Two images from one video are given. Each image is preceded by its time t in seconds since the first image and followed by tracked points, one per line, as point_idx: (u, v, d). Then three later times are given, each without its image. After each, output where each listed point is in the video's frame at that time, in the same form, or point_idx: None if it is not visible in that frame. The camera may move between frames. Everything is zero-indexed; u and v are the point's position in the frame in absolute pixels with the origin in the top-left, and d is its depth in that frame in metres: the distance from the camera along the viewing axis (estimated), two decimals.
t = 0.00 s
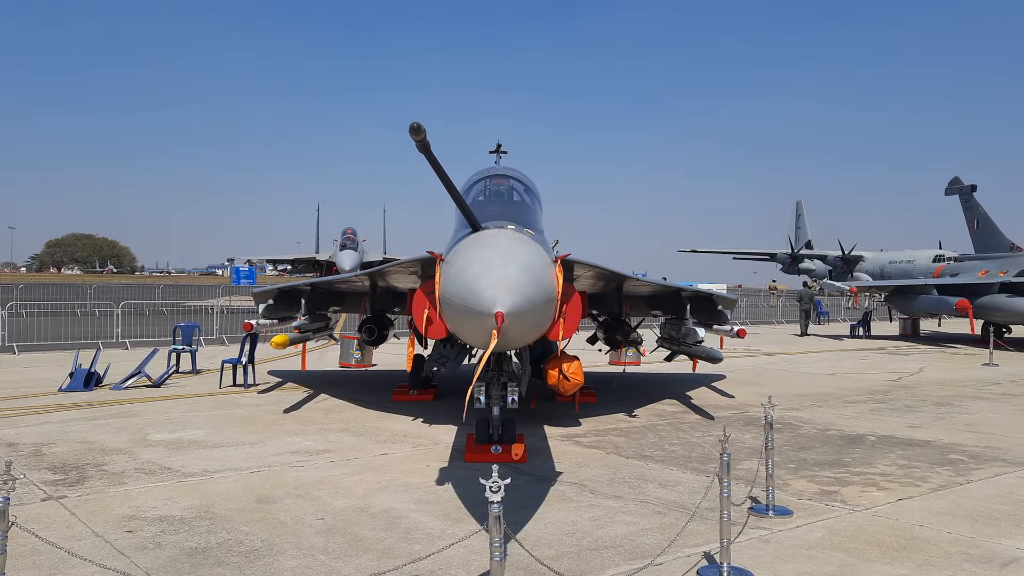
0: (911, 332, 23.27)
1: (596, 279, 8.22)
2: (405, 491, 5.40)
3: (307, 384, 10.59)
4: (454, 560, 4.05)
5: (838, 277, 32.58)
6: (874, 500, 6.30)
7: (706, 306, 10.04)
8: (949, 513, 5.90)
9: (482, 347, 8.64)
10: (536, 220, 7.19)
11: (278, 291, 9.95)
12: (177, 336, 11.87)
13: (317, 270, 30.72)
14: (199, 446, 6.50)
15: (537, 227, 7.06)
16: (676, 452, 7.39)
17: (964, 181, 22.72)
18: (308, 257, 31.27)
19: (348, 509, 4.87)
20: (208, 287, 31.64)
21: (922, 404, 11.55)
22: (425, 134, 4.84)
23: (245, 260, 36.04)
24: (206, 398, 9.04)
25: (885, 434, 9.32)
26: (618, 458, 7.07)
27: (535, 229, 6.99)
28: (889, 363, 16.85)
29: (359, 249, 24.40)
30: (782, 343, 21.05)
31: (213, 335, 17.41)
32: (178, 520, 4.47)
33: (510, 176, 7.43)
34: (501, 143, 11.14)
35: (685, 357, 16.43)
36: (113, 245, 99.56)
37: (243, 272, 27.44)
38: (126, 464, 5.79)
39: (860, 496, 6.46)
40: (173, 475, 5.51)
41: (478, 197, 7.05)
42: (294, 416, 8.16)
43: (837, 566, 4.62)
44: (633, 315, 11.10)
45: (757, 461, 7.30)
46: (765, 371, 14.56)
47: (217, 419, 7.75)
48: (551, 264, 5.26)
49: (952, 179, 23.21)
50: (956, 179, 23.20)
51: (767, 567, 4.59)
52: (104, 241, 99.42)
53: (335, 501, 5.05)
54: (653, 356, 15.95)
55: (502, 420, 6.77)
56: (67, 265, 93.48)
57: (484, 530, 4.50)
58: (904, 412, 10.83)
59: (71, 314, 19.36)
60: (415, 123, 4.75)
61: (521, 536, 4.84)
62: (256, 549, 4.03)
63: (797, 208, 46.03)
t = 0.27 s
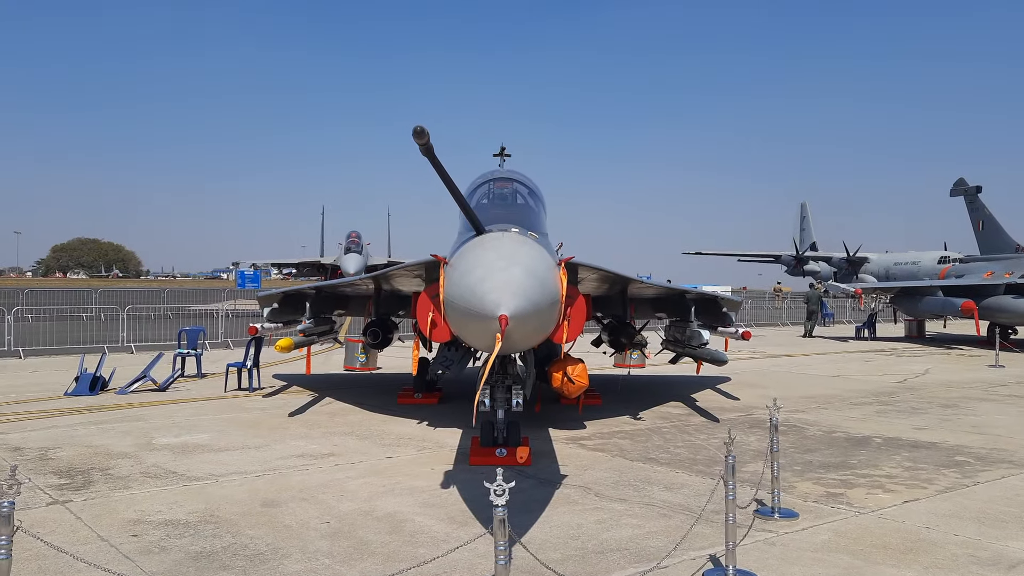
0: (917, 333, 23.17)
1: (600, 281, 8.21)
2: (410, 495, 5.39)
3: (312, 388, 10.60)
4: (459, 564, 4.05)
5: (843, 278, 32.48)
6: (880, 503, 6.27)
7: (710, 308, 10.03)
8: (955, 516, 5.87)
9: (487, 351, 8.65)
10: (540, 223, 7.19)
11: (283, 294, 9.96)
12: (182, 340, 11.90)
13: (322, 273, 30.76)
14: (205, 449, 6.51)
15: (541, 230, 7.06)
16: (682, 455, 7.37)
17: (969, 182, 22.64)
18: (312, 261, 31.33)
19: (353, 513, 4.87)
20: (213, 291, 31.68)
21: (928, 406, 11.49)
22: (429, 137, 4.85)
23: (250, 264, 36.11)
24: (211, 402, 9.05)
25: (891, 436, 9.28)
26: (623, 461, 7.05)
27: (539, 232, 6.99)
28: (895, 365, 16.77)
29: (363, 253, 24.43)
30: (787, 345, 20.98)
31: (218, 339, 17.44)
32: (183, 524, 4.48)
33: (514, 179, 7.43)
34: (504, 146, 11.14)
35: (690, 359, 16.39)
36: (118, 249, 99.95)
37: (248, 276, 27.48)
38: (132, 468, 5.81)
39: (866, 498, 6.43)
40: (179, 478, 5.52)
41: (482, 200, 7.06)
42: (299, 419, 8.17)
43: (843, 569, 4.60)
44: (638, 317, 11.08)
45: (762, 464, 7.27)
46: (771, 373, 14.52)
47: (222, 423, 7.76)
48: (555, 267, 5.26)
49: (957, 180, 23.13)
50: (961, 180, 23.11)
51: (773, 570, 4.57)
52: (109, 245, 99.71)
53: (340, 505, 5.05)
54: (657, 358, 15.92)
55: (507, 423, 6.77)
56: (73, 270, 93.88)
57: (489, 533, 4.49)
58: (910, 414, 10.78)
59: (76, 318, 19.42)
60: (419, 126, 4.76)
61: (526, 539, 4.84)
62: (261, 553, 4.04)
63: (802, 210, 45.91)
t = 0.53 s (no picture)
0: (920, 336, 23.11)
1: (603, 285, 8.20)
2: (413, 500, 5.38)
3: (314, 393, 10.59)
4: (463, 569, 4.03)
5: (846, 282, 32.41)
6: (884, 506, 6.24)
7: (714, 312, 10.00)
8: (960, 519, 5.84)
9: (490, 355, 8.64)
10: (543, 227, 7.19)
11: (286, 299, 9.96)
12: (185, 346, 11.90)
13: (324, 278, 30.81)
14: (208, 455, 6.50)
15: (543, 234, 7.05)
16: (685, 459, 7.34)
17: (972, 185, 22.61)
18: (315, 265, 31.36)
19: (356, 518, 4.86)
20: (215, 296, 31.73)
21: (933, 409, 11.44)
22: (431, 141, 4.85)
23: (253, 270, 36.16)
24: (213, 407, 9.05)
25: (895, 439, 9.25)
26: (627, 465, 7.03)
27: (542, 236, 6.98)
28: (898, 368, 16.72)
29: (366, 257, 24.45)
30: (791, 348, 20.93)
31: (221, 344, 17.44)
32: (186, 529, 4.47)
33: (517, 184, 7.43)
34: (507, 151, 11.14)
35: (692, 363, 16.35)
36: (121, 255, 100.19)
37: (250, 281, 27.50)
38: (134, 473, 5.80)
39: (871, 502, 6.40)
40: (181, 484, 5.51)
41: (484, 204, 7.06)
42: (301, 424, 8.16)
43: (847, 573, 4.57)
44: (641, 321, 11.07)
45: (766, 468, 7.25)
46: (774, 377, 14.49)
47: (225, 428, 7.76)
48: (558, 271, 5.26)
49: (960, 183, 23.09)
50: (964, 183, 23.07)
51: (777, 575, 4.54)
52: (112, 251, 99.92)
53: (343, 510, 5.04)
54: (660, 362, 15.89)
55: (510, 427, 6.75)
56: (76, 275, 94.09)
57: (492, 538, 4.48)
58: (914, 417, 10.73)
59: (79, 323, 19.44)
60: (421, 130, 4.76)
61: (530, 544, 4.82)
62: (263, 559, 4.02)
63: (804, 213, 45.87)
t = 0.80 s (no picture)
0: (922, 341, 23.08)
1: (604, 290, 8.20)
2: (413, 504, 5.37)
3: (315, 397, 10.59)
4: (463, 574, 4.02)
5: (847, 286, 32.40)
6: (886, 511, 6.23)
7: (715, 316, 10.00)
8: (961, 524, 5.82)
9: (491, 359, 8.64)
10: (543, 231, 7.19)
11: (286, 304, 9.97)
12: (186, 351, 11.90)
13: (325, 282, 30.83)
14: (208, 460, 6.50)
15: (544, 239, 7.06)
16: (686, 464, 7.33)
17: (973, 190, 22.62)
18: (316, 270, 31.37)
19: (357, 523, 4.86)
20: (216, 301, 31.76)
21: (934, 414, 11.42)
22: (431, 146, 4.86)
23: (254, 274, 36.22)
24: (214, 412, 9.05)
25: (896, 443, 9.23)
26: (628, 470, 7.02)
27: (543, 241, 6.99)
28: (900, 372, 16.69)
29: (367, 262, 24.46)
30: (792, 353, 20.90)
31: (222, 349, 17.45)
32: (186, 534, 4.47)
33: (517, 189, 7.44)
34: (508, 155, 11.16)
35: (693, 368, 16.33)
36: (122, 260, 100.35)
37: (251, 285, 27.52)
38: (135, 479, 5.80)
39: (872, 506, 6.38)
40: (182, 489, 5.51)
41: (485, 209, 7.07)
42: (302, 429, 8.16)
43: None
44: (642, 325, 11.07)
45: (767, 472, 7.24)
46: (775, 382, 14.47)
47: (225, 433, 7.75)
48: (559, 275, 5.26)
49: (961, 187, 23.08)
50: (964, 187, 23.06)
51: None
52: (113, 256, 100.03)
53: (343, 515, 5.04)
54: (661, 367, 15.87)
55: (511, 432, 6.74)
56: (77, 281, 94.28)
57: (493, 543, 4.47)
58: (915, 422, 10.72)
59: (80, 329, 19.45)
60: (421, 135, 4.78)
61: (530, 549, 4.81)
62: (264, 564, 4.03)
63: (805, 218, 45.87)
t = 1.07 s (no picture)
0: (925, 345, 23.03)
1: (606, 294, 8.20)
2: (416, 510, 5.37)
3: (318, 403, 10.59)
4: None
5: (850, 290, 32.35)
6: (890, 516, 6.20)
7: (717, 321, 9.99)
8: (966, 528, 5.80)
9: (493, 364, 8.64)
10: (545, 236, 7.20)
11: (289, 310, 9.98)
12: (188, 357, 11.91)
13: (327, 288, 30.87)
14: (210, 466, 6.49)
15: (546, 244, 7.07)
16: (689, 469, 7.32)
17: (975, 194, 22.59)
18: (318, 276, 31.41)
19: (359, 529, 4.85)
20: (219, 307, 31.80)
21: (938, 418, 11.38)
22: (433, 151, 4.88)
23: (256, 280, 36.27)
24: (217, 418, 9.05)
25: (900, 448, 9.20)
26: (631, 475, 7.00)
27: (544, 246, 6.99)
28: (903, 377, 16.65)
29: (369, 268, 24.49)
30: (795, 357, 20.86)
31: (224, 355, 17.46)
32: (188, 541, 4.47)
33: (519, 194, 7.45)
34: (509, 160, 11.17)
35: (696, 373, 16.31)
36: (125, 266, 100.57)
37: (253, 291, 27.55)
38: (137, 485, 5.80)
39: (875, 511, 6.36)
40: (184, 495, 5.51)
41: (487, 215, 7.08)
42: (305, 435, 8.16)
43: None
44: (644, 330, 11.06)
45: (770, 477, 7.22)
46: (778, 386, 14.44)
47: (228, 439, 7.75)
48: (561, 280, 5.27)
49: (963, 192, 23.06)
50: (966, 191, 23.05)
51: None
52: (116, 262, 100.23)
53: (346, 521, 5.03)
54: (664, 372, 15.85)
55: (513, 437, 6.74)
56: (80, 287, 94.51)
57: (496, 549, 4.46)
58: (919, 426, 10.68)
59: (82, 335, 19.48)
60: (423, 140, 4.79)
61: (533, 554, 4.80)
62: (266, 570, 4.02)
63: (807, 222, 45.84)
